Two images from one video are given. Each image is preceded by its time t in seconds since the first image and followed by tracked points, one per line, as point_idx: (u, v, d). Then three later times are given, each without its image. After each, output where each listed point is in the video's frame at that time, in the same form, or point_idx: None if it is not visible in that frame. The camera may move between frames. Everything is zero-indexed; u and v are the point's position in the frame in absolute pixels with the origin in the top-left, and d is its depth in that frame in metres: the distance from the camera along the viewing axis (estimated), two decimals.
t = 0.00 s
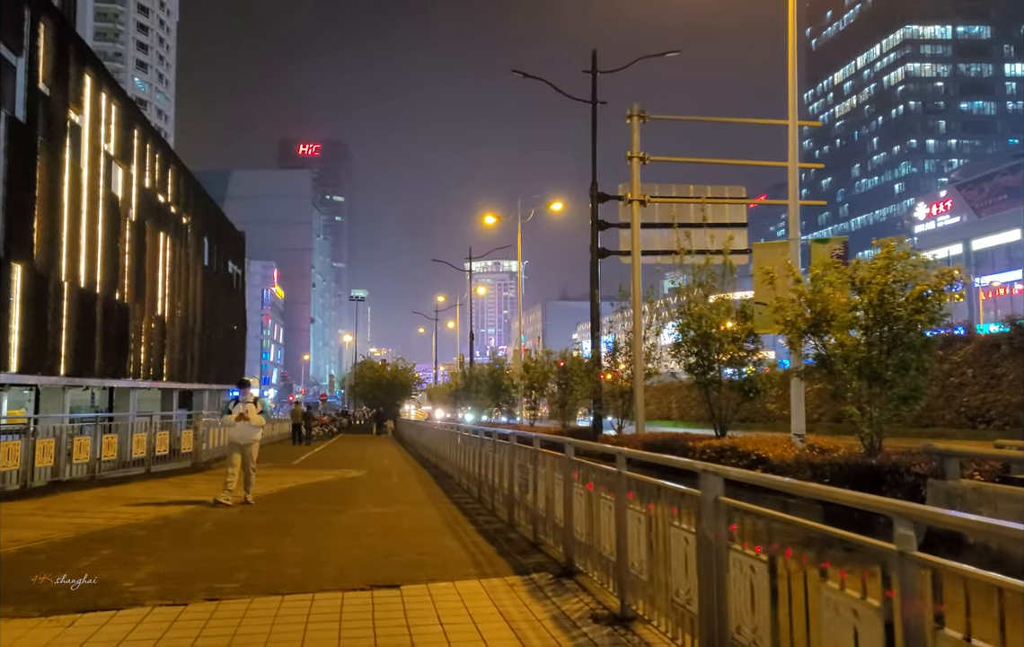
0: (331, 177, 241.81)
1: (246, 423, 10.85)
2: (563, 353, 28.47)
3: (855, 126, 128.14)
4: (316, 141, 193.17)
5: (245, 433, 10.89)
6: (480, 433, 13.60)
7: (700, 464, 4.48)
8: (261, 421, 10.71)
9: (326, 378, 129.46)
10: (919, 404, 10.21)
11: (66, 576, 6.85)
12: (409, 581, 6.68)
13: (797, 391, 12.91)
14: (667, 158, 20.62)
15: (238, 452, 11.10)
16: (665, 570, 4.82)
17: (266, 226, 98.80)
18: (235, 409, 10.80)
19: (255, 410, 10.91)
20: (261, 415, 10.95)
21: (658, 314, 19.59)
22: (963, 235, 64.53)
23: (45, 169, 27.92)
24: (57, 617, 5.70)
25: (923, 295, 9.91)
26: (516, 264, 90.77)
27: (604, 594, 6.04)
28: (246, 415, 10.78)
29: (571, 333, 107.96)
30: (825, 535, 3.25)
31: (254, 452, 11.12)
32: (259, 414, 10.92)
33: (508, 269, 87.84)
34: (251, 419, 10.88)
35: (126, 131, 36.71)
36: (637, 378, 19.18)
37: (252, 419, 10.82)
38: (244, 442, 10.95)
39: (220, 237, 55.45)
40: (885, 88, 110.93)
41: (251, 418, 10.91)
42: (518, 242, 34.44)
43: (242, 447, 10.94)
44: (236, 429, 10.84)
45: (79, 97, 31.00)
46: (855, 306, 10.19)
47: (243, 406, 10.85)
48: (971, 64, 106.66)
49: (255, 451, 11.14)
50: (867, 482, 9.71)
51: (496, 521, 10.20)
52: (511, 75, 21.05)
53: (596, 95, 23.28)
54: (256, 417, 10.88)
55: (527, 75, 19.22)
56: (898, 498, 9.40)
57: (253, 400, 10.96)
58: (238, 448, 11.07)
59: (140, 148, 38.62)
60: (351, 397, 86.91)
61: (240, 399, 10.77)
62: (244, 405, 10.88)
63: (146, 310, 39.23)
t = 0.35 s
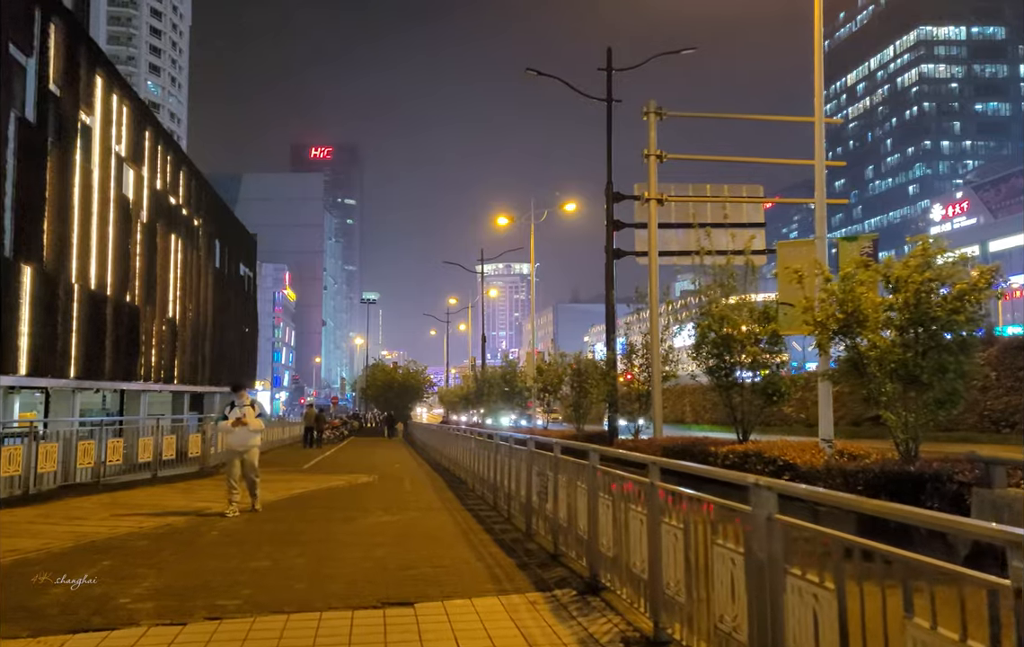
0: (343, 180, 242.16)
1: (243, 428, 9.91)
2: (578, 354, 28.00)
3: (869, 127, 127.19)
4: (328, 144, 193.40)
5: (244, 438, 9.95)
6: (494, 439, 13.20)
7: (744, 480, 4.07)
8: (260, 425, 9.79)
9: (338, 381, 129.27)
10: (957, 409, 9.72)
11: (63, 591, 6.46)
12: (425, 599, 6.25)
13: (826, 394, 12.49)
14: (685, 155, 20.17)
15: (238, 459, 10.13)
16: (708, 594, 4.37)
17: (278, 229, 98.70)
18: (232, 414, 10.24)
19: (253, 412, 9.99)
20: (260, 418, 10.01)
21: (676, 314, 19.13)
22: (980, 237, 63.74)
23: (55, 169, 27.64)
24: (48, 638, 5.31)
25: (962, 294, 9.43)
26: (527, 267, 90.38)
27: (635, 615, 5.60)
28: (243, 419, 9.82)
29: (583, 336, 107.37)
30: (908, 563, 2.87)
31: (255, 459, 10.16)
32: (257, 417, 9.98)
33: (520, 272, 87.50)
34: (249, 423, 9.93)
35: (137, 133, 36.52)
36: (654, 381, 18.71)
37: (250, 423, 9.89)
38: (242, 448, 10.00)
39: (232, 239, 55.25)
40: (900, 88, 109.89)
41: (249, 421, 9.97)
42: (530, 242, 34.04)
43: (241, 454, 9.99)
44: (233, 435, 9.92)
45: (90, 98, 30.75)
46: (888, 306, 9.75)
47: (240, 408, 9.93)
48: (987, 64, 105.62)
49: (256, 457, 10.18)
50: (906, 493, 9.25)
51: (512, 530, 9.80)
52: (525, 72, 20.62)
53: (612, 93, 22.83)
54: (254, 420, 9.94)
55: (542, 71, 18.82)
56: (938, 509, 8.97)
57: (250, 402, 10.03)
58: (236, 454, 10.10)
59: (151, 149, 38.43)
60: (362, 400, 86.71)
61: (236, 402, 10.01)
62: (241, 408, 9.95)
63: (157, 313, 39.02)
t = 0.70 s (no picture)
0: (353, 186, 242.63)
1: (244, 434, 9.46)
2: (591, 359, 27.52)
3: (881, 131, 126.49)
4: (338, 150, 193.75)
5: (244, 446, 9.48)
6: (508, 444, 12.83)
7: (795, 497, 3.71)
8: (262, 429, 9.37)
9: (347, 386, 129.12)
10: (994, 415, 9.29)
11: (54, 608, 6.06)
12: (437, 620, 5.85)
13: (852, 401, 12.10)
14: (702, 155, 19.73)
15: (237, 468, 9.62)
16: (751, 620, 3.99)
17: (288, 234, 98.69)
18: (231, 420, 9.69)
19: (255, 419, 9.59)
20: (261, 425, 9.61)
21: (692, 317, 18.78)
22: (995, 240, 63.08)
23: (66, 173, 27.43)
24: None
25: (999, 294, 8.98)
26: (537, 271, 90.01)
27: (663, 638, 5.20)
28: (245, 424, 9.41)
29: (594, 341, 106.85)
30: (987, 591, 2.57)
31: (255, 469, 9.65)
32: (259, 424, 9.58)
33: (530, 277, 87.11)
34: (250, 429, 9.50)
35: (148, 137, 36.33)
36: (671, 385, 18.30)
37: (251, 429, 9.47)
38: (242, 457, 9.51)
39: (243, 245, 55.20)
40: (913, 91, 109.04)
41: (250, 428, 9.54)
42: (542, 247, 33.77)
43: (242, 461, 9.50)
44: (233, 442, 9.46)
45: (100, 102, 30.49)
46: (921, 308, 9.36)
47: (242, 414, 9.53)
48: (1001, 67, 104.81)
49: (256, 467, 9.67)
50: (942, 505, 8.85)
51: (528, 542, 9.41)
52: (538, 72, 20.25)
53: (626, 94, 22.53)
54: (256, 427, 9.53)
55: (555, 70, 18.51)
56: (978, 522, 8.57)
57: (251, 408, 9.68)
58: (237, 464, 9.61)
59: (161, 153, 38.24)
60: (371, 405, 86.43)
61: (238, 406, 9.61)
62: (242, 414, 9.54)
63: (167, 317, 38.78)
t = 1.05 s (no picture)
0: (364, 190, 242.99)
1: (252, 439, 9.10)
2: (605, 362, 27.06)
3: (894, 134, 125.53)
4: (349, 154, 193.99)
5: (251, 451, 9.08)
6: (522, 448, 12.44)
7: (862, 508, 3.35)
8: (271, 434, 9.01)
9: (358, 389, 128.94)
10: None
11: (45, 624, 5.68)
12: (456, 637, 5.47)
13: (880, 404, 11.69)
14: (720, 154, 19.34)
15: (242, 474, 9.21)
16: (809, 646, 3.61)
17: (299, 238, 98.62)
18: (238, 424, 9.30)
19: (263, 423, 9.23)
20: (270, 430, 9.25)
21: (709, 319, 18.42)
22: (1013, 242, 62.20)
23: (75, 175, 27.19)
24: None
25: None
26: (547, 275, 89.58)
27: None
28: (253, 427, 9.06)
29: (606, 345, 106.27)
30: None
31: (261, 476, 9.25)
32: (267, 429, 9.21)
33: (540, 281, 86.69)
34: (258, 434, 9.14)
35: (158, 139, 36.12)
36: (688, 388, 17.86)
37: (259, 434, 9.11)
38: (248, 462, 9.11)
39: (253, 248, 55.04)
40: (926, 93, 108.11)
41: (258, 433, 9.18)
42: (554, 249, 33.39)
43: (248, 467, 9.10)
44: (239, 446, 9.08)
45: (110, 104, 30.28)
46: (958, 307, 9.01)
47: (250, 418, 9.16)
48: (1016, 68, 103.83)
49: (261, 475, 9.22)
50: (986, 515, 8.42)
51: (545, 551, 9.00)
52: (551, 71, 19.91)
53: (641, 92, 22.15)
54: (264, 432, 9.17)
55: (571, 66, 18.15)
56: None
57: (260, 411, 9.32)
58: (241, 471, 9.17)
59: (171, 156, 38.03)
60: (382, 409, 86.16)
61: (247, 408, 9.25)
62: (250, 417, 9.18)
63: (177, 320, 38.57)
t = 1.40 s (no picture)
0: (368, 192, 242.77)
1: (246, 445, 8.57)
2: (611, 364, 26.64)
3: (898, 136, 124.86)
4: (352, 157, 193.82)
5: (247, 456, 8.59)
6: (529, 451, 12.00)
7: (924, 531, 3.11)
8: (266, 439, 8.47)
9: (361, 391, 128.53)
10: None
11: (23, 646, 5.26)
12: None
13: (903, 406, 11.23)
14: (731, 151, 18.92)
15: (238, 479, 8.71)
16: None
17: (302, 239, 98.32)
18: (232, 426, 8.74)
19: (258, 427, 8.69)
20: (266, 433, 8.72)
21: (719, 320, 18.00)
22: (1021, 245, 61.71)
23: (73, 173, 26.83)
24: None
25: None
26: (551, 277, 89.21)
27: None
28: (246, 434, 8.49)
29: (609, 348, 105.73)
30: None
31: (258, 481, 8.76)
32: (262, 433, 8.67)
33: (543, 283, 86.34)
34: (253, 439, 8.60)
35: (159, 139, 35.79)
36: (699, 389, 17.43)
37: (253, 439, 8.58)
38: (244, 469, 8.61)
39: (255, 249, 54.68)
40: (931, 95, 107.55)
41: (252, 438, 8.64)
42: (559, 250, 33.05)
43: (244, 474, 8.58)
44: (234, 452, 8.56)
45: (110, 102, 29.90)
46: (992, 308, 8.53)
47: (243, 422, 8.61)
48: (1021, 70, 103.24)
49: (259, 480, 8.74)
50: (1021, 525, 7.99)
51: (557, 561, 8.58)
52: (557, 67, 19.55)
53: (648, 90, 21.83)
54: (259, 437, 8.63)
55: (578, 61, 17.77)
56: None
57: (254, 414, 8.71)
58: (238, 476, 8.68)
59: (173, 155, 37.69)
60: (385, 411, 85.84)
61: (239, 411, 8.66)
62: (243, 421, 8.62)
63: (177, 321, 38.20)
